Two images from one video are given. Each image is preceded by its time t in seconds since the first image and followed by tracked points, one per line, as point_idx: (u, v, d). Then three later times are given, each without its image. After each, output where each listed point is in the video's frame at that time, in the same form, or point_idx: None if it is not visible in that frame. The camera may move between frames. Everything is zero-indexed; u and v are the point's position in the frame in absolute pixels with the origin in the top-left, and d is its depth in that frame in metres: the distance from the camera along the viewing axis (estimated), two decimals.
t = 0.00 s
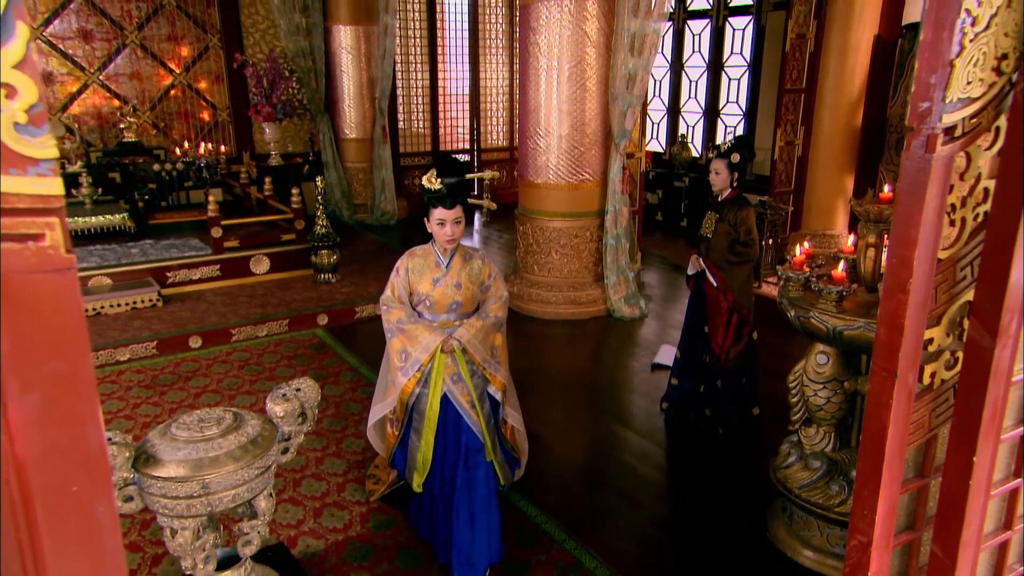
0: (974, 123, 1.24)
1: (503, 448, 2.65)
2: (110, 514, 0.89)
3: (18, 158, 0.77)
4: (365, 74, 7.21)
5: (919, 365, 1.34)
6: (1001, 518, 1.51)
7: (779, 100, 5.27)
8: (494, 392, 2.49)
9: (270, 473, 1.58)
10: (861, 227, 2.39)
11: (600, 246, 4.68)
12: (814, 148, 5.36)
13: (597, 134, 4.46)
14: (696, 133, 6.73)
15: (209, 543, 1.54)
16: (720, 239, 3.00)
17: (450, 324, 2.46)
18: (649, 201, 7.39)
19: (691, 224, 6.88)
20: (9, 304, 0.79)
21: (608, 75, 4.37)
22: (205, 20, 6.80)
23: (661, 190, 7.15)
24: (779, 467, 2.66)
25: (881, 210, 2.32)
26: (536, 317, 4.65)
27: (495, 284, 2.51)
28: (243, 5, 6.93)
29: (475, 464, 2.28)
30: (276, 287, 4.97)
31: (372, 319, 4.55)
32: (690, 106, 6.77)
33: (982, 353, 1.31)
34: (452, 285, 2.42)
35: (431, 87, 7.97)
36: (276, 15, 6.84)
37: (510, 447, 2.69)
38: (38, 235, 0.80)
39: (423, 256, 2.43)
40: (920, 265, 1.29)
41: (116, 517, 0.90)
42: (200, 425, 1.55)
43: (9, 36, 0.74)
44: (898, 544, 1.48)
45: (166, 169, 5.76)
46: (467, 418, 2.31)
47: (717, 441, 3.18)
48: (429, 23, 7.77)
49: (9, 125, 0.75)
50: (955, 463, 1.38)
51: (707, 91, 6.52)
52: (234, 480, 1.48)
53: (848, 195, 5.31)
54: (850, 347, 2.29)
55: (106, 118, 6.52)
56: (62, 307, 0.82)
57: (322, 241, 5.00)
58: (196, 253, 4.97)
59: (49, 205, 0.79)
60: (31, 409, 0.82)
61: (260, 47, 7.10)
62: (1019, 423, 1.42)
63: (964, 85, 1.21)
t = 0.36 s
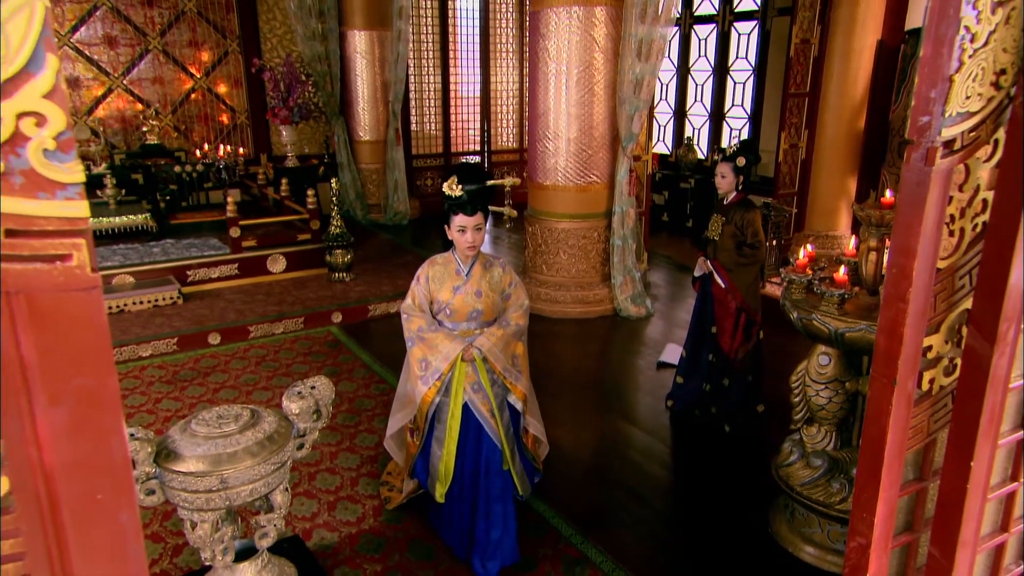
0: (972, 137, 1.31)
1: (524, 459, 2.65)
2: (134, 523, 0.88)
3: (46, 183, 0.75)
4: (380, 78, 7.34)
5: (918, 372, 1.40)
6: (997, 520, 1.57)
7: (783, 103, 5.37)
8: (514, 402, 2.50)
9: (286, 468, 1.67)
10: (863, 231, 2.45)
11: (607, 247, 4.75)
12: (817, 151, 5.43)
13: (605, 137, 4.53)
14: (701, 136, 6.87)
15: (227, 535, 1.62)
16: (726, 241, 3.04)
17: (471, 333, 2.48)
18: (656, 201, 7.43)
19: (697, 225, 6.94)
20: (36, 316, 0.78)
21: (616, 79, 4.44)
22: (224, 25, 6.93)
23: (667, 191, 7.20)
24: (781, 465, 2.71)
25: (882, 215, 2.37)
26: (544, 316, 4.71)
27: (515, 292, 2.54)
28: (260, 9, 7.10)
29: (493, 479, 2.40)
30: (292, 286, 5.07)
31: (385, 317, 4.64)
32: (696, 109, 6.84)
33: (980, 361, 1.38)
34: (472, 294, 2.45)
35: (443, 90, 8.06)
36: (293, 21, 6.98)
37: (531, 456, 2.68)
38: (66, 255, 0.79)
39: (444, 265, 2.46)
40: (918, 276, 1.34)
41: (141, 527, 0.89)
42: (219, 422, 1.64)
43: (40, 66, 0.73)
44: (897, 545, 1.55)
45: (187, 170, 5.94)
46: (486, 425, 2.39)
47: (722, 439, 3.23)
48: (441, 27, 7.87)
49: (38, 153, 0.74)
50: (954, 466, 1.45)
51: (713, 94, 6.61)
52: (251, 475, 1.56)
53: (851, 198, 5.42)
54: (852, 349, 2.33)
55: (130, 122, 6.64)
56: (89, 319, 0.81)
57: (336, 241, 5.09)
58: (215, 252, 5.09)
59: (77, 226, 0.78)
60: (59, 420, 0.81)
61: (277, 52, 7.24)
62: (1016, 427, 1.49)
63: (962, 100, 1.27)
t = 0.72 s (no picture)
0: (976, 147, 1.36)
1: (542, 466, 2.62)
2: (153, 531, 0.94)
3: (70, 204, 0.81)
4: (392, 80, 7.43)
5: (919, 379, 1.44)
6: (997, 523, 1.62)
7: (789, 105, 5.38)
8: (532, 409, 2.48)
9: (300, 464, 1.74)
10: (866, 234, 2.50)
11: (615, 246, 4.79)
12: (822, 154, 5.48)
13: (612, 138, 4.59)
14: (707, 137, 6.86)
15: (243, 528, 1.70)
16: (733, 245, 3.08)
17: (489, 341, 2.45)
18: (663, 201, 7.59)
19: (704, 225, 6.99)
20: (59, 334, 0.84)
21: (624, 82, 4.50)
22: (240, 29, 7.03)
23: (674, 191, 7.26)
24: (785, 463, 2.75)
25: (886, 217, 2.43)
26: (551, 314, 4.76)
27: (534, 298, 2.51)
28: (276, 12, 7.21)
29: (506, 483, 2.42)
30: (307, 283, 5.17)
31: (396, 315, 4.73)
32: (702, 111, 6.88)
33: (980, 367, 1.43)
34: (490, 301, 2.41)
35: (454, 91, 8.13)
36: (308, 24, 7.09)
37: (549, 464, 2.66)
38: (87, 273, 0.84)
39: (461, 271, 2.43)
40: (920, 284, 1.39)
41: (159, 533, 0.95)
42: (235, 419, 1.71)
43: (64, 93, 0.78)
44: (897, 547, 1.60)
45: (204, 171, 5.99)
46: (504, 432, 2.38)
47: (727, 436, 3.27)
48: (452, 30, 7.93)
49: (63, 175, 0.80)
50: (954, 471, 1.50)
51: (720, 96, 6.60)
52: (266, 470, 1.63)
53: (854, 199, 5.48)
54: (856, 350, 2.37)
55: (150, 123, 6.75)
56: (109, 337, 0.86)
57: (349, 240, 5.18)
58: (231, 250, 5.19)
59: (98, 246, 0.84)
60: (81, 432, 0.87)
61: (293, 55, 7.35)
62: (1016, 432, 1.54)
63: (964, 111, 1.32)
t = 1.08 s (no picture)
0: (977, 157, 1.41)
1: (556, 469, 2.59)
2: (172, 534, 0.98)
3: (92, 222, 0.84)
4: (404, 80, 7.52)
5: (919, 384, 1.49)
6: (996, 525, 1.66)
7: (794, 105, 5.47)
8: (547, 413, 2.46)
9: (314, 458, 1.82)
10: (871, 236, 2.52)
11: (622, 244, 4.84)
12: (827, 154, 5.52)
13: (621, 138, 4.64)
14: (714, 135, 6.95)
15: (258, 520, 1.78)
16: (741, 244, 3.09)
17: (505, 345, 2.43)
18: (670, 200, 7.55)
19: (711, 223, 7.02)
20: (81, 346, 0.87)
21: (632, 83, 4.54)
22: (257, 30, 7.13)
23: (681, 190, 7.29)
24: (788, 460, 2.79)
25: (891, 220, 2.45)
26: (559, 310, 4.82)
27: (550, 302, 2.49)
28: (292, 14, 7.26)
29: (518, 486, 2.42)
30: (320, 279, 5.26)
31: (408, 311, 4.81)
32: (710, 110, 6.92)
33: (981, 373, 1.47)
34: (505, 305, 2.40)
35: (465, 91, 8.19)
36: (322, 25, 7.18)
37: (562, 466, 2.60)
38: (109, 287, 0.87)
39: (477, 275, 2.42)
40: (920, 291, 1.43)
41: (178, 536, 0.99)
42: (250, 414, 1.79)
43: (87, 116, 0.81)
44: (897, 548, 1.65)
45: (221, 169, 6.13)
46: (518, 435, 2.38)
47: (732, 432, 3.31)
48: (463, 30, 7.99)
49: (85, 195, 0.83)
50: (953, 474, 1.54)
51: (727, 96, 6.68)
52: (281, 464, 1.71)
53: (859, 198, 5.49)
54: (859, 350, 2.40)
55: (169, 122, 6.91)
56: (129, 348, 0.90)
57: (362, 237, 5.27)
58: (248, 247, 5.29)
59: (120, 261, 0.86)
60: (102, 441, 0.91)
61: (307, 57, 7.44)
62: (1016, 436, 1.58)
63: (966, 122, 1.37)
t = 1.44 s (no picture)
0: (977, 165, 1.45)
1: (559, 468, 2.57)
2: (185, 538, 1.01)
3: (108, 239, 0.86)
4: (414, 78, 7.52)
5: (919, 389, 1.52)
6: (994, 526, 1.70)
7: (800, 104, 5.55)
8: (553, 416, 2.42)
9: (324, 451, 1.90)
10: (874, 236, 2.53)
11: (628, 242, 4.86)
12: (832, 149, 5.57)
13: (627, 137, 4.67)
14: (720, 133, 6.92)
15: (270, 513, 1.85)
16: (745, 242, 3.12)
17: (514, 349, 2.41)
18: (675, 197, 7.59)
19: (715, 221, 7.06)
20: (97, 359, 0.89)
21: (638, 83, 4.57)
22: (270, 30, 7.20)
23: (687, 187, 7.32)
24: (790, 457, 2.81)
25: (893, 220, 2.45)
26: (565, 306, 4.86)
27: (560, 307, 2.46)
28: (304, 13, 7.32)
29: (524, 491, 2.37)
30: (331, 275, 5.34)
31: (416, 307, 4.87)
32: (715, 109, 6.94)
33: (980, 377, 1.51)
34: (516, 311, 2.38)
35: (473, 89, 8.22)
36: (334, 24, 7.26)
37: (565, 465, 2.59)
38: (124, 301, 0.89)
39: (487, 279, 2.39)
40: (920, 296, 1.47)
41: (191, 541, 1.02)
42: (263, 409, 1.86)
43: (104, 136, 0.83)
44: (896, 548, 1.68)
45: (235, 166, 6.22)
46: (524, 439, 2.34)
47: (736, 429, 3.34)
48: (472, 28, 8.02)
49: (101, 213, 0.84)
50: (952, 476, 1.58)
51: (732, 94, 6.66)
52: (292, 458, 1.78)
53: (864, 196, 5.53)
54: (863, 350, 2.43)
55: (184, 121, 7.03)
56: (144, 361, 0.92)
57: (372, 234, 5.34)
58: (260, 243, 5.36)
59: (135, 276, 0.88)
60: (118, 450, 0.93)
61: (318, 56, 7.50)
62: (1015, 438, 1.62)
63: (967, 132, 1.41)
